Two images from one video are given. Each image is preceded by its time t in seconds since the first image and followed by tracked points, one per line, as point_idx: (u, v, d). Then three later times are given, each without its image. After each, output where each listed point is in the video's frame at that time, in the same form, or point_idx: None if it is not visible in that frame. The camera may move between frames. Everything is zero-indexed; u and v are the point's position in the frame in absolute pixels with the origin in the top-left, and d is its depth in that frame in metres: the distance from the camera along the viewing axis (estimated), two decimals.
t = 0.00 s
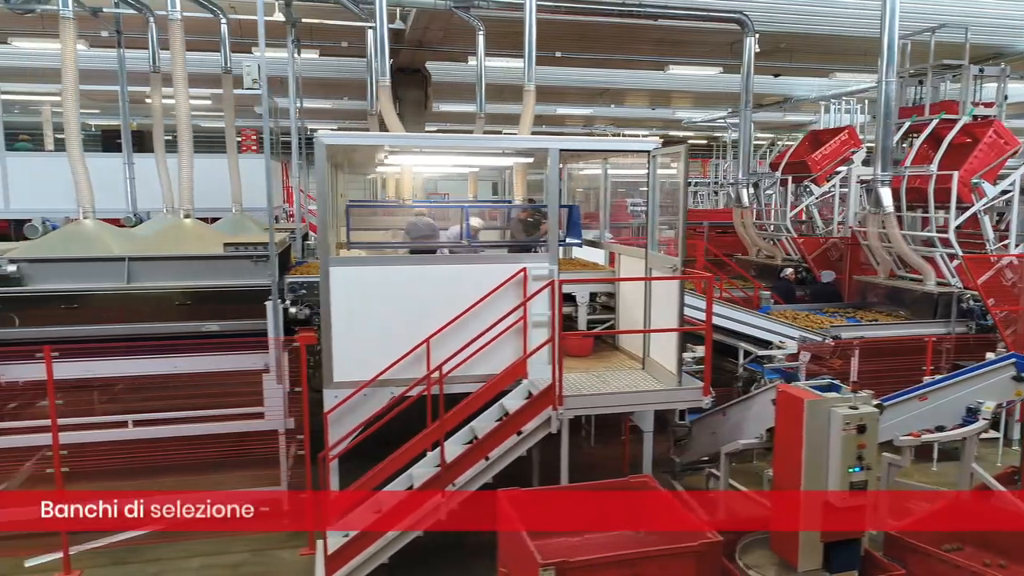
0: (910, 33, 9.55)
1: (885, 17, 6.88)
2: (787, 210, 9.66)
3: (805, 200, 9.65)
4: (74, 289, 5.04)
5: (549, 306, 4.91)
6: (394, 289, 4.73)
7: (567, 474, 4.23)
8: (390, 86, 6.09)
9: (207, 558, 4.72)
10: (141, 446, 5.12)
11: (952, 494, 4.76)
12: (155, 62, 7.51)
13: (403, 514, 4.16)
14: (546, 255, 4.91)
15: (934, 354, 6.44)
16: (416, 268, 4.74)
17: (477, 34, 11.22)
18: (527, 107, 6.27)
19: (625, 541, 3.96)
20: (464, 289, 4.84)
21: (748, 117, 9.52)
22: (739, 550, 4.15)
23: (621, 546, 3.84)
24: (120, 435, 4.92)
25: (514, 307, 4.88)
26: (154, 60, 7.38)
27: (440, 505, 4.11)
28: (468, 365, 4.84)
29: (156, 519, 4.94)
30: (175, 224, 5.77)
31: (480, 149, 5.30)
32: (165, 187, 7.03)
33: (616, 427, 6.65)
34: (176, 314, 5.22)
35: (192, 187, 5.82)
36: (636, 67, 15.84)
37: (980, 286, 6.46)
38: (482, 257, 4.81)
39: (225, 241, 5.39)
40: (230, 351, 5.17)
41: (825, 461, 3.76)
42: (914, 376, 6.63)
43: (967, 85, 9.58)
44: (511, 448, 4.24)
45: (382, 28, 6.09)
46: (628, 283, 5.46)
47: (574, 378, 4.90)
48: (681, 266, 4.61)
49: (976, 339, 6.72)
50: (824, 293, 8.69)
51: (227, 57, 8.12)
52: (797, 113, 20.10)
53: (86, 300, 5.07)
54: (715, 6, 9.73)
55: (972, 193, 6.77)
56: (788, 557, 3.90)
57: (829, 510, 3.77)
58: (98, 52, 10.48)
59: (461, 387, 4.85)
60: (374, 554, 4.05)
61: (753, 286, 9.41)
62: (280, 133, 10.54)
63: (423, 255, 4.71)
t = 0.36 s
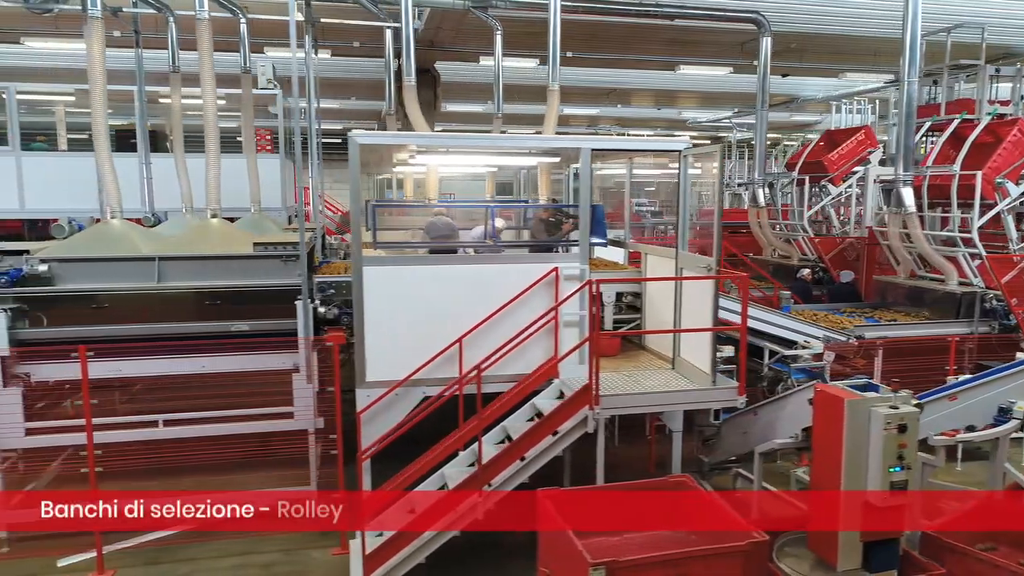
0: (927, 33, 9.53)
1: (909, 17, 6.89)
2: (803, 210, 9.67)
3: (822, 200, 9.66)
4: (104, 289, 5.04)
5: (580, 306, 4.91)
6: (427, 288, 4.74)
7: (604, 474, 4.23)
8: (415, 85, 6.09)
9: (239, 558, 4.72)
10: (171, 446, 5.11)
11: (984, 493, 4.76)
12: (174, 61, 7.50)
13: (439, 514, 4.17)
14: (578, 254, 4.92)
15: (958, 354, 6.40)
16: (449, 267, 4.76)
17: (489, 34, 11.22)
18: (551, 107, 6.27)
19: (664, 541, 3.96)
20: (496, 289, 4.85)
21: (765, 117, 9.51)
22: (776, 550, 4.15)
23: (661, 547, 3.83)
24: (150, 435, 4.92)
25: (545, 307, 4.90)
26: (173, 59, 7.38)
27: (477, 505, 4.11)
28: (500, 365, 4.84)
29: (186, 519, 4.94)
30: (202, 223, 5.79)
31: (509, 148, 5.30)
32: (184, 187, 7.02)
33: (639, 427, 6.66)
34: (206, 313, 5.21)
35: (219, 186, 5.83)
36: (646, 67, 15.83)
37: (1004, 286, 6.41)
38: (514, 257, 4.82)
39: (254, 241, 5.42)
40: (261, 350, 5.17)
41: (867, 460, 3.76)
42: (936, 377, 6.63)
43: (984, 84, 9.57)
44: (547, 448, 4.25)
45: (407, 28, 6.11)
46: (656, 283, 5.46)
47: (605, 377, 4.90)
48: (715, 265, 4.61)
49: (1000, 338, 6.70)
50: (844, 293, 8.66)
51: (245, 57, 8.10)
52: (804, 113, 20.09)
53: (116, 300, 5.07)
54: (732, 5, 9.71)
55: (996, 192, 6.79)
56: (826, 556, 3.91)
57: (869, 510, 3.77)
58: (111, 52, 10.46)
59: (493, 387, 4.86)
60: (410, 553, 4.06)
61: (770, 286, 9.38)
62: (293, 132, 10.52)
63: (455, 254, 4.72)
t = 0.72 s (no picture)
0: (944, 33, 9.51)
1: (932, 17, 6.89)
2: (820, 210, 9.70)
3: (838, 200, 9.68)
4: (135, 289, 5.04)
5: (613, 306, 4.91)
6: (460, 288, 4.77)
7: (640, 474, 4.24)
8: (441, 86, 6.11)
9: (274, 558, 4.72)
10: (203, 446, 5.12)
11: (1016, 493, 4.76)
12: (194, 61, 7.49)
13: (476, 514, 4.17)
14: (610, 253, 4.93)
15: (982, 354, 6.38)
16: (482, 267, 4.77)
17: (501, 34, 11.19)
18: (576, 107, 6.27)
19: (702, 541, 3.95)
20: (528, 290, 4.87)
21: (781, 116, 9.52)
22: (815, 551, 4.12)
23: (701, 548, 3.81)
24: (182, 435, 4.93)
25: (577, 307, 4.91)
26: (193, 59, 7.37)
27: (515, 505, 4.11)
28: (533, 365, 4.86)
29: (218, 519, 4.94)
30: (230, 223, 5.81)
31: (539, 149, 5.31)
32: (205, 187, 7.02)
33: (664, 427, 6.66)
34: (236, 314, 5.22)
35: (246, 187, 5.84)
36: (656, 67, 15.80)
37: None
38: (547, 258, 4.83)
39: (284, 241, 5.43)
40: (292, 351, 5.17)
41: (908, 459, 3.77)
42: (959, 377, 6.62)
43: (1000, 84, 9.56)
44: (585, 448, 4.25)
45: (433, 29, 6.13)
46: (684, 283, 5.47)
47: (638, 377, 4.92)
48: (749, 265, 4.62)
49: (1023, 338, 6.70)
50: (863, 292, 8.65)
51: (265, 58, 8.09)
52: (810, 113, 20.06)
53: (148, 300, 5.07)
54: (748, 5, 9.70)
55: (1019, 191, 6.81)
56: (866, 556, 3.90)
57: (910, 510, 3.76)
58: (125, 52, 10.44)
59: (526, 387, 4.87)
60: (447, 553, 4.06)
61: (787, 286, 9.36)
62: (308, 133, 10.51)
63: (489, 254, 4.74)
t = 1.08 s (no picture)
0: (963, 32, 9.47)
1: (955, 16, 6.88)
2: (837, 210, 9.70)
3: (855, 200, 9.68)
4: (166, 289, 5.04)
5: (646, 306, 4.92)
6: (493, 288, 4.78)
7: (678, 473, 4.25)
8: (467, 86, 6.10)
9: (307, 557, 4.73)
10: (234, 445, 5.13)
11: None
12: (215, 61, 7.46)
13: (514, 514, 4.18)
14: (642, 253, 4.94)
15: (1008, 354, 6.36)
16: (515, 267, 4.78)
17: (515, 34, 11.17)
18: (602, 108, 6.27)
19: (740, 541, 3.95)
20: (563, 289, 4.89)
21: (799, 117, 9.51)
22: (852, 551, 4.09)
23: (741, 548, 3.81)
24: (214, 435, 4.94)
25: (610, 307, 4.92)
26: (214, 59, 7.34)
27: (552, 505, 4.12)
28: (566, 364, 4.87)
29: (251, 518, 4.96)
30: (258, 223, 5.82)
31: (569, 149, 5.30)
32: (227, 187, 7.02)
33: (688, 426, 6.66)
34: (266, 313, 5.22)
35: (274, 187, 5.84)
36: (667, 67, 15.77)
37: None
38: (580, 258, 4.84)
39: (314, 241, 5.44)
40: (322, 351, 5.18)
41: (950, 459, 3.77)
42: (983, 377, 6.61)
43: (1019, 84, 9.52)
44: (623, 447, 4.25)
45: (460, 28, 6.12)
46: (714, 282, 5.48)
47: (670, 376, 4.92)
48: (784, 265, 4.63)
49: None
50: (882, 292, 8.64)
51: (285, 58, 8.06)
52: (817, 113, 20.04)
53: (179, 300, 5.08)
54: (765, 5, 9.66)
55: None
56: (905, 556, 3.89)
57: (952, 509, 3.76)
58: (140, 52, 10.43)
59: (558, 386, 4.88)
60: (486, 553, 4.06)
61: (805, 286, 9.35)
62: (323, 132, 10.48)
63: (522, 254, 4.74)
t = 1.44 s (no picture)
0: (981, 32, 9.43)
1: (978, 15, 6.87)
2: (854, 210, 9.70)
3: (872, 201, 9.67)
4: (197, 289, 5.03)
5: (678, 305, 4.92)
6: (527, 287, 4.78)
7: (715, 473, 4.25)
8: (494, 87, 6.10)
9: (340, 557, 4.73)
10: (265, 445, 5.12)
11: None
12: (235, 61, 7.45)
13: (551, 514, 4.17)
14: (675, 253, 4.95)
15: None
16: (548, 267, 4.78)
17: (529, 34, 11.15)
18: (627, 108, 6.27)
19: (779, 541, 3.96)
20: (596, 289, 4.90)
21: (816, 117, 9.50)
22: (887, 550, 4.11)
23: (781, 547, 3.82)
24: (245, 434, 4.92)
25: (642, 307, 4.92)
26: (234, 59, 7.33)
27: (590, 505, 4.11)
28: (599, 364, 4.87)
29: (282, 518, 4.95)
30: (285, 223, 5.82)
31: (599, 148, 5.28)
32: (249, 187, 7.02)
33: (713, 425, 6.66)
34: (295, 313, 5.22)
35: (301, 187, 5.83)
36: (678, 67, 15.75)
37: None
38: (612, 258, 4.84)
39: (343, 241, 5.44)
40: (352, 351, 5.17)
41: (992, 459, 3.77)
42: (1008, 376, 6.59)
43: None
44: (661, 447, 4.25)
45: (486, 29, 6.11)
46: (744, 283, 5.48)
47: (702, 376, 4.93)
48: (818, 265, 4.62)
49: None
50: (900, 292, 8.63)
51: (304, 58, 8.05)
52: (825, 113, 20.00)
53: (209, 299, 5.07)
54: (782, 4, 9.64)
55: None
56: (944, 556, 3.90)
57: (993, 509, 3.77)
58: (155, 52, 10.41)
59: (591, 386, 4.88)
60: (524, 554, 4.06)
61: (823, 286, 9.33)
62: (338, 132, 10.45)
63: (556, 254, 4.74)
